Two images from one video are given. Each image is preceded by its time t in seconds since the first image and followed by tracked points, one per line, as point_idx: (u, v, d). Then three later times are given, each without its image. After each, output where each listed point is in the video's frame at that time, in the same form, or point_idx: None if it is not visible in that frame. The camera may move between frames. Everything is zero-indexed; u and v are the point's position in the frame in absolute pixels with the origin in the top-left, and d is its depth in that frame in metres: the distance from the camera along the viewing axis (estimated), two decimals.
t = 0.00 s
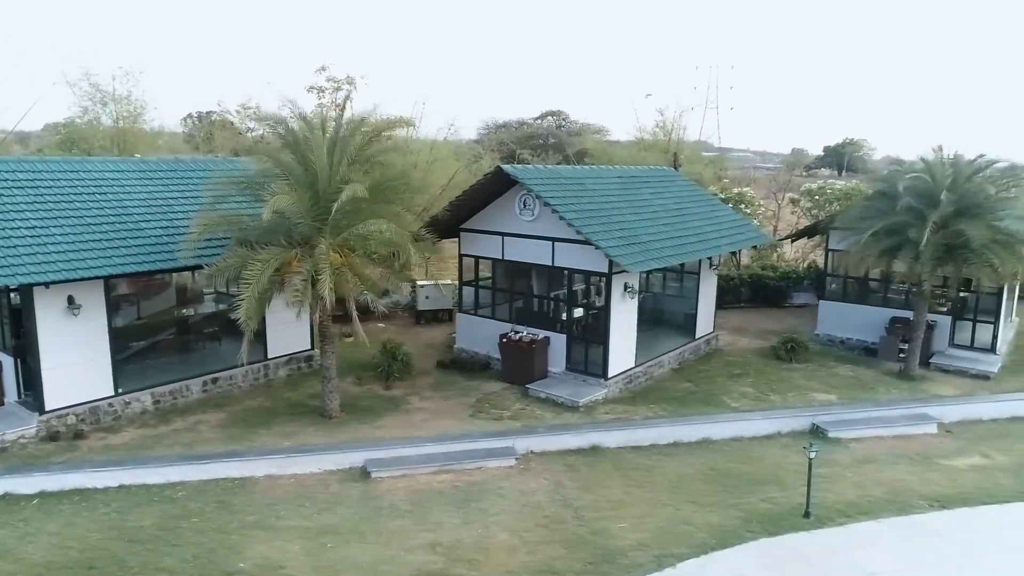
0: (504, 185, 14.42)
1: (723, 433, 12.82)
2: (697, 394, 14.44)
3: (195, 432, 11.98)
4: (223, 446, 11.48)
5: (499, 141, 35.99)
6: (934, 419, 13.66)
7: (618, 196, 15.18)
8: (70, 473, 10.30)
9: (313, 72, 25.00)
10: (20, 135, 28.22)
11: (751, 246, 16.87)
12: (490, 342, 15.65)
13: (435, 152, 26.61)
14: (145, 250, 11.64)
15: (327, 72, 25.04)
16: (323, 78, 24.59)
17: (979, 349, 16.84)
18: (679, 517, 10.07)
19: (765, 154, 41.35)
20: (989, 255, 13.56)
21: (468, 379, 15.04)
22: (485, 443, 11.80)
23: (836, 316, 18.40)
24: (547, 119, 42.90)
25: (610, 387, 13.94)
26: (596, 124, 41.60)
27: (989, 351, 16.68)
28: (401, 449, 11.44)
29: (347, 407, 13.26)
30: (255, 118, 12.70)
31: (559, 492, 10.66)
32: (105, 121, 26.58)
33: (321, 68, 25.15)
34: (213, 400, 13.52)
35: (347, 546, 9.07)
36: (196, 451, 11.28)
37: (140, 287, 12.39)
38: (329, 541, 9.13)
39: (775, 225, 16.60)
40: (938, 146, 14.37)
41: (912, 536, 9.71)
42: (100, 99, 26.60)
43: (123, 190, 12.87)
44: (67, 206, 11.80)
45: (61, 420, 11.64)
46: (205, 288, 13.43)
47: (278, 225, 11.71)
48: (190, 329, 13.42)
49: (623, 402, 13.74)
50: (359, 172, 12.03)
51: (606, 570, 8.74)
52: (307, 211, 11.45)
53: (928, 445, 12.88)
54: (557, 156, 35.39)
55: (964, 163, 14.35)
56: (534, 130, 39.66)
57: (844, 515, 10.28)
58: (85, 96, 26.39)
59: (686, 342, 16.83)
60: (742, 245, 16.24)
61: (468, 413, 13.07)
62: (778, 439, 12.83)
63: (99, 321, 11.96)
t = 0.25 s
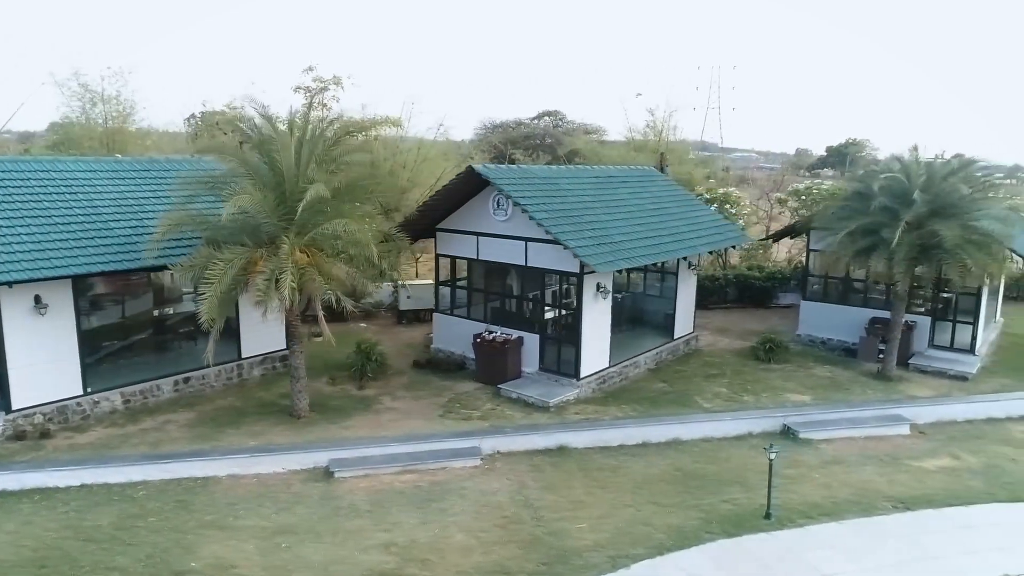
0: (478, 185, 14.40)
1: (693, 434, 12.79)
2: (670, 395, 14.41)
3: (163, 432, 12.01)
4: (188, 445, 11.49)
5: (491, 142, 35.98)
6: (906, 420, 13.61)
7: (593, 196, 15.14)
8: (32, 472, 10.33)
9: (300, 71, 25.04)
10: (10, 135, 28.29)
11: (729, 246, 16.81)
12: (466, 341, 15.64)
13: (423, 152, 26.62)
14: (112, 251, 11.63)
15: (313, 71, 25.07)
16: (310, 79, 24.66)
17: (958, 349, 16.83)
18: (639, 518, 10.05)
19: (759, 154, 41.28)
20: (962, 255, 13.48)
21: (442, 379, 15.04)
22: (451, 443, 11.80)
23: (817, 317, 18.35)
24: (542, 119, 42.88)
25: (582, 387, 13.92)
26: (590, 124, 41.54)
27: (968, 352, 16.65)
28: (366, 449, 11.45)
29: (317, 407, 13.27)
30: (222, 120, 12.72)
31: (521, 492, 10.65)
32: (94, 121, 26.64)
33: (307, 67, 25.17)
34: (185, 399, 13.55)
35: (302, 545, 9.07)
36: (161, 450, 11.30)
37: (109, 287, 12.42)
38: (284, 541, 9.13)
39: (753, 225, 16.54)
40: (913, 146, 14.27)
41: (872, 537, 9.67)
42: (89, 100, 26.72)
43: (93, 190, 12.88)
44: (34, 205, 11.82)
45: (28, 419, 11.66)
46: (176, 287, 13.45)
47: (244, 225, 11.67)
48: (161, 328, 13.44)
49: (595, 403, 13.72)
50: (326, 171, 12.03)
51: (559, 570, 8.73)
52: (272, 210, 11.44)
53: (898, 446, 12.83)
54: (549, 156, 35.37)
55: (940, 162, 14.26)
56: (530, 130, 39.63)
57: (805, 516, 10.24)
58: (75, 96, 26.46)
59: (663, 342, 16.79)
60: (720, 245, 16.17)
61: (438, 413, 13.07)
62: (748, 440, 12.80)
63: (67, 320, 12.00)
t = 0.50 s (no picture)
0: (451, 185, 14.39)
1: (662, 434, 12.74)
2: (643, 395, 14.36)
3: (129, 431, 12.00)
4: (153, 444, 11.49)
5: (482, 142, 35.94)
6: (880, 420, 13.54)
7: (567, 195, 15.08)
8: None
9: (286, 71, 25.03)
10: None
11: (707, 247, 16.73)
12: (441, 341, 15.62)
13: (410, 152, 26.57)
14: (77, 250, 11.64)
15: (300, 71, 25.06)
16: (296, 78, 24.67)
17: (938, 350, 16.73)
18: (599, 518, 10.01)
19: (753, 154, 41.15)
20: (935, 254, 13.41)
21: (416, 379, 15.01)
22: (416, 443, 11.78)
23: (798, 317, 18.30)
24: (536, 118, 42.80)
25: (554, 387, 13.88)
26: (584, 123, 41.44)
27: (947, 352, 16.57)
28: (331, 449, 11.43)
29: (287, 406, 13.25)
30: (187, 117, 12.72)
31: (483, 492, 10.61)
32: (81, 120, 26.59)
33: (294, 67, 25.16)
34: (155, 398, 13.56)
35: (256, 545, 9.05)
36: (125, 450, 11.29)
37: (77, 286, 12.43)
38: (239, 541, 9.11)
39: (732, 224, 16.45)
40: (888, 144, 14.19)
41: (832, 539, 9.61)
42: (77, 99, 26.50)
43: (63, 190, 12.91)
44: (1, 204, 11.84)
45: None
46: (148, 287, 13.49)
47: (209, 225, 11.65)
48: (132, 328, 13.46)
49: (566, 402, 13.68)
50: (291, 171, 12.01)
51: (511, 571, 8.69)
52: (236, 210, 11.42)
53: (869, 447, 12.76)
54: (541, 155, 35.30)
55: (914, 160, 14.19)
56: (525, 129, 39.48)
57: (767, 517, 10.19)
58: (62, 96, 26.42)
59: (641, 342, 16.75)
60: (696, 245, 16.10)
61: (407, 413, 13.05)
62: (718, 441, 12.74)
63: (34, 319, 12.02)
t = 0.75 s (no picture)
0: (421, 184, 14.36)
1: (628, 434, 12.69)
2: (613, 395, 14.31)
3: (92, 430, 11.99)
4: (114, 444, 11.46)
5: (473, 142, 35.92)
6: (849, 421, 13.48)
7: (539, 195, 15.01)
8: None
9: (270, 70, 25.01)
10: None
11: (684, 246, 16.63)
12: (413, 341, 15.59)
13: (395, 151, 26.56)
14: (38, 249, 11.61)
15: (284, 70, 25.03)
16: (279, 78, 24.67)
17: (914, 350, 16.65)
18: (554, 519, 9.96)
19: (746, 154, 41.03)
20: (906, 253, 13.34)
21: (387, 378, 14.98)
22: (378, 444, 11.75)
23: (776, 317, 18.24)
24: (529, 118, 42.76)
25: (523, 388, 13.84)
26: (576, 123, 41.39)
27: (923, 353, 16.49)
28: (292, 449, 11.40)
29: (254, 406, 13.23)
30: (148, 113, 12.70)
31: (440, 493, 10.57)
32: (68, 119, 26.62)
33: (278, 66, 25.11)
34: (123, 398, 13.53)
35: (205, 545, 9.02)
36: (86, 449, 11.27)
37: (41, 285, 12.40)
38: (188, 541, 9.08)
39: (708, 224, 16.36)
40: (861, 141, 14.11)
41: (787, 541, 9.54)
42: (63, 99, 26.52)
43: (29, 189, 12.90)
44: None
45: None
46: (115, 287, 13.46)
47: (171, 224, 11.65)
48: (100, 327, 13.43)
49: (534, 403, 13.63)
50: (254, 170, 11.95)
51: (459, 572, 8.64)
52: (197, 208, 11.38)
53: (837, 448, 12.70)
54: (531, 155, 35.25)
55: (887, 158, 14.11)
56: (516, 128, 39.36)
57: (724, 519, 10.13)
58: (49, 95, 26.45)
59: (616, 342, 16.69)
60: (671, 245, 16.01)
61: (373, 413, 13.01)
62: (684, 442, 12.68)
63: None
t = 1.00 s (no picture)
0: (394, 184, 14.32)
1: (597, 435, 12.63)
2: (586, 395, 14.25)
3: (58, 430, 11.96)
4: (78, 444, 11.43)
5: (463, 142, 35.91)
6: (822, 422, 13.41)
7: (514, 194, 14.96)
8: None
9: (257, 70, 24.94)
10: None
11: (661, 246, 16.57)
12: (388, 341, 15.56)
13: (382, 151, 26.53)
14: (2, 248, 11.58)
15: (270, 70, 24.94)
16: (265, 78, 24.61)
17: (892, 351, 16.57)
18: (514, 520, 9.91)
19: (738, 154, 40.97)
20: (878, 252, 13.26)
21: (361, 378, 14.92)
22: (344, 444, 11.70)
23: (756, 317, 18.18)
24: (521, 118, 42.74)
25: (494, 388, 13.79)
26: (568, 123, 41.37)
27: (902, 354, 16.42)
28: (256, 449, 11.36)
29: (223, 406, 13.19)
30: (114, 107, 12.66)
31: (402, 494, 10.52)
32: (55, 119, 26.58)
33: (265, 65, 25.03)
34: (93, 398, 13.49)
35: (159, 546, 8.97)
36: (49, 449, 11.24)
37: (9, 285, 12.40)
38: (142, 542, 9.04)
39: (686, 224, 16.28)
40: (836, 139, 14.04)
41: (747, 543, 9.48)
42: (51, 98, 26.64)
43: None
44: None
45: None
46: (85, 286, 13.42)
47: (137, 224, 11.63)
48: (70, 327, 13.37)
49: (505, 403, 13.58)
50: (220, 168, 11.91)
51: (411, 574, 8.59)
52: (161, 207, 11.34)
53: (807, 449, 12.64)
54: (521, 155, 35.20)
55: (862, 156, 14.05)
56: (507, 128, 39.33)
57: (686, 520, 10.07)
58: (35, 95, 26.52)
59: (592, 342, 16.64)
60: (647, 245, 15.96)
61: (342, 413, 12.95)
62: (653, 442, 12.62)
63: None
